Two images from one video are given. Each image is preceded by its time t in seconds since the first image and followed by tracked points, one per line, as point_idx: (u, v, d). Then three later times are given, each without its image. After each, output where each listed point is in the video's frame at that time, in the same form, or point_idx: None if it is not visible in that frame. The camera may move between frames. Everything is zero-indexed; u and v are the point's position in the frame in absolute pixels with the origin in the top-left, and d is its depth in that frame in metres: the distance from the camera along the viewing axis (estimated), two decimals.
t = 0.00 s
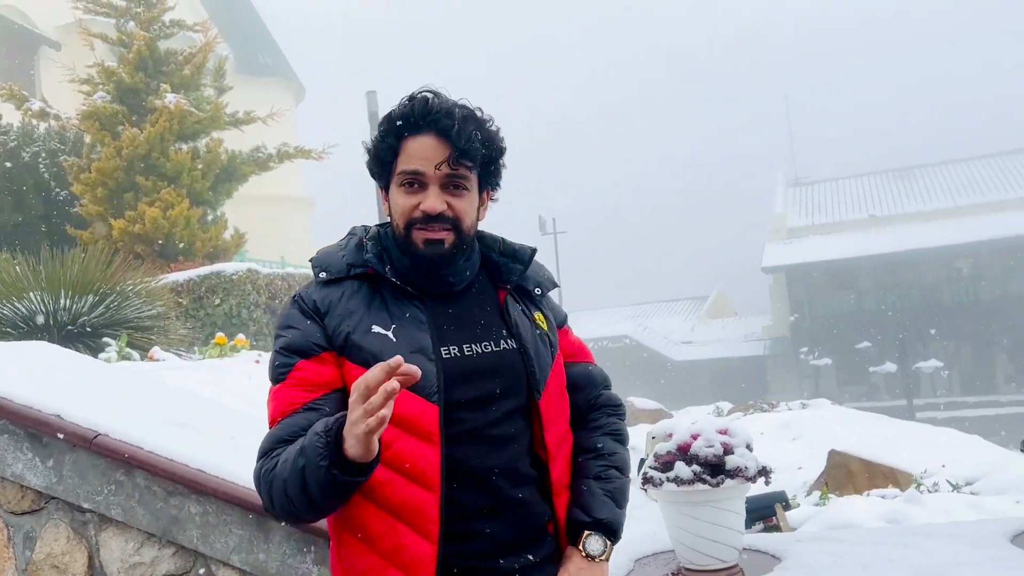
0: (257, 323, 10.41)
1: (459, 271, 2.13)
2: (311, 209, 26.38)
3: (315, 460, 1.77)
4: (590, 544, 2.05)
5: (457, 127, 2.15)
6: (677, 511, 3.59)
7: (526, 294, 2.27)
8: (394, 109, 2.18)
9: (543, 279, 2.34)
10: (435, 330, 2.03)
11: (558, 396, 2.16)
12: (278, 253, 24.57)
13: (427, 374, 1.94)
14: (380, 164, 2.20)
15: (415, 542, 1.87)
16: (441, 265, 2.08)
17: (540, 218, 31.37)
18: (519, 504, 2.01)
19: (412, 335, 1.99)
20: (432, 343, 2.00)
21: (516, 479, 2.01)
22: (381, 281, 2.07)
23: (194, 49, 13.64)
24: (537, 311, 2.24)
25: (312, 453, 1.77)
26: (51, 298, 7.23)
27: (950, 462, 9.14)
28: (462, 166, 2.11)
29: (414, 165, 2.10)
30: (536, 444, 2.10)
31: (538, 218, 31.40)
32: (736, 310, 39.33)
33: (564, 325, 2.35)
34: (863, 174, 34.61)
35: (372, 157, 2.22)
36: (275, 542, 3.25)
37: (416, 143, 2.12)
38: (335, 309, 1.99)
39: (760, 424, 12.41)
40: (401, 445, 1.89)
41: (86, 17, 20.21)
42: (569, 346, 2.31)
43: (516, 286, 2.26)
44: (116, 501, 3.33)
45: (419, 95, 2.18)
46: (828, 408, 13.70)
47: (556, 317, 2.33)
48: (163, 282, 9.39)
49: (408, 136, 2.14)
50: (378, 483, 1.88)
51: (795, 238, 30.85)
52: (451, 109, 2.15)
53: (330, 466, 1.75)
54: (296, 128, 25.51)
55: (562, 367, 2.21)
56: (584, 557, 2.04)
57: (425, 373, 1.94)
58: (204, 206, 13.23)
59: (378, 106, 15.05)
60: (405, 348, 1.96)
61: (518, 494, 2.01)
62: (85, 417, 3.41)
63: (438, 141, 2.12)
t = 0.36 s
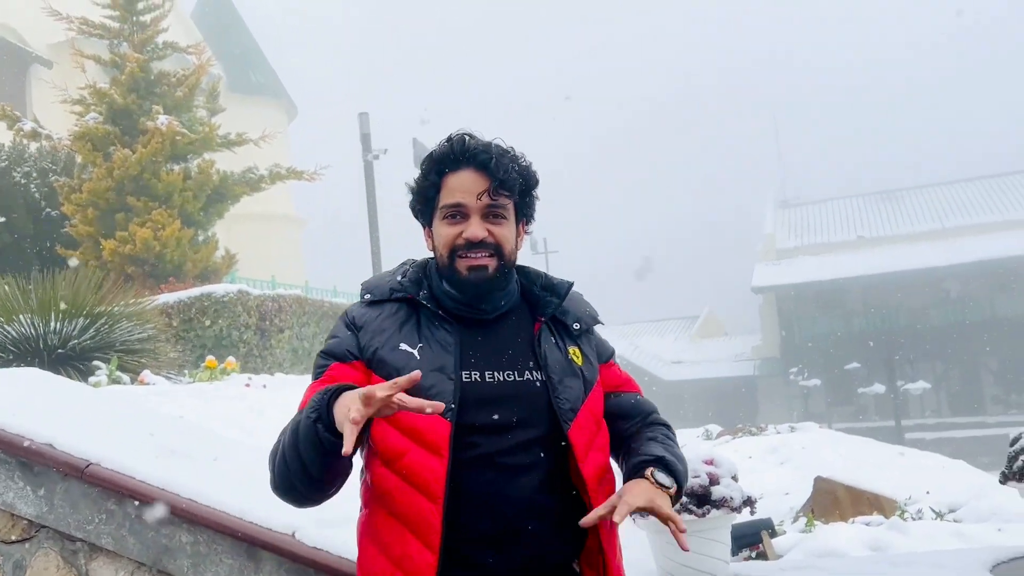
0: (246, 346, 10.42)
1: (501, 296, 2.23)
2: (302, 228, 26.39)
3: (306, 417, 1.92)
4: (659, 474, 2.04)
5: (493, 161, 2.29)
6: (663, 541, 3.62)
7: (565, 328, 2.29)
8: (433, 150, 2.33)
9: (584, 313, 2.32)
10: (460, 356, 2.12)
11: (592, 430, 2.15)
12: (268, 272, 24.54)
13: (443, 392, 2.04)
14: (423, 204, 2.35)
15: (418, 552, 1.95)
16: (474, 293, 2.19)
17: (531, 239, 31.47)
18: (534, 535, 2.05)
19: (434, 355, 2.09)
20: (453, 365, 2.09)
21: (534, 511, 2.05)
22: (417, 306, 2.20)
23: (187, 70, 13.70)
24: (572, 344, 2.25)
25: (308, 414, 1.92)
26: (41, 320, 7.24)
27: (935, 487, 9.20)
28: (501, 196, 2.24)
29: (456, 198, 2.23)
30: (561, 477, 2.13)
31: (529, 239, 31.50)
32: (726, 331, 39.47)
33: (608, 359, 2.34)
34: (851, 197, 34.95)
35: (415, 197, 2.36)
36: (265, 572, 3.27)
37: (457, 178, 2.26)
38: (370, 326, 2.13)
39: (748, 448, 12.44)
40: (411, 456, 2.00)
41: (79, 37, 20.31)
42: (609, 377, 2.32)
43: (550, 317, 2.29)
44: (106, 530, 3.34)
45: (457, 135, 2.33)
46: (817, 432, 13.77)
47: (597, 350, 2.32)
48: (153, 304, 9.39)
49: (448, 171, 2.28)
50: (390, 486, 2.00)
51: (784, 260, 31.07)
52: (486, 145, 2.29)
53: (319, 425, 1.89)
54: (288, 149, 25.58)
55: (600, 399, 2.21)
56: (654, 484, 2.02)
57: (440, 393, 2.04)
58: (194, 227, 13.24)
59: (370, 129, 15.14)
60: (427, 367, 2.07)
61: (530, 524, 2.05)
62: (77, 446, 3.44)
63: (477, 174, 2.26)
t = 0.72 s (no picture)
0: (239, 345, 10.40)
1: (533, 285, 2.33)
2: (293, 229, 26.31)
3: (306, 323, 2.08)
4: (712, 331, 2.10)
5: (516, 152, 2.40)
6: (662, 537, 3.65)
7: (589, 315, 2.30)
8: (462, 144, 2.48)
9: (612, 300, 2.32)
10: (473, 344, 2.19)
11: (616, 420, 2.15)
12: (259, 273, 24.45)
13: (449, 377, 2.10)
14: (452, 198, 2.49)
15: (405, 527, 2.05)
16: (491, 279, 2.27)
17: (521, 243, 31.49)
18: (541, 526, 2.08)
19: (449, 341, 2.17)
20: (463, 352, 2.16)
21: (540, 502, 2.08)
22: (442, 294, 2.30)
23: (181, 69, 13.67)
24: (596, 333, 2.26)
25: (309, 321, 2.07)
26: (35, 317, 7.21)
27: (924, 491, 9.28)
28: (524, 186, 2.34)
29: (482, 190, 2.35)
30: (580, 467, 2.15)
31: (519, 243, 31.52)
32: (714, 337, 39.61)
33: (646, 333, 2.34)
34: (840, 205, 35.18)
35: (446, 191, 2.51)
36: (267, 564, 3.28)
37: (483, 169, 2.37)
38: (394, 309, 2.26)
39: (739, 452, 12.50)
40: (414, 433, 2.09)
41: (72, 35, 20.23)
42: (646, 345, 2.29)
43: (575, 306, 2.33)
44: (107, 522, 3.35)
45: (486, 130, 2.46)
46: (806, 436, 13.86)
47: (629, 336, 2.29)
48: (146, 302, 9.36)
49: (475, 164, 2.42)
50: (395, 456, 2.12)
51: (773, 267, 31.25)
52: (510, 138, 2.40)
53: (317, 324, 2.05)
54: (280, 150, 25.52)
55: (626, 389, 2.20)
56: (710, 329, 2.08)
57: (445, 377, 2.10)
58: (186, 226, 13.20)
59: (364, 130, 15.16)
60: (438, 353, 2.15)
61: (535, 514, 2.07)
62: (78, 439, 3.44)
63: (501, 164, 2.37)
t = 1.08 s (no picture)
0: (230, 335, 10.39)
1: (496, 278, 2.33)
2: (285, 220, 26.23)
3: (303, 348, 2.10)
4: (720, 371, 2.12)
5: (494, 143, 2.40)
6: (649, 532, 3.68)
7: (587, 317, 2.31)
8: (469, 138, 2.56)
9: (612, 304, 2.32)
10: (468, 339, 2.20)
11: (602, 423, 2.16)
12: (250, 263, 24.39)
13: (443, 374, 2.13)
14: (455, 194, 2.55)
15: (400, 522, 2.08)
16: (475, 270, 2.30)
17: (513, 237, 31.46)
18: (532, 522, 2.09)
19: (444, 337, 2.19)
20: (458, 350, 2.17)
21: (531, 497, 2.09)
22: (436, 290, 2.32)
23: (174, 58, 13.59)
24: (592, 336, 2.26)
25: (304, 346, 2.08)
26: (24, 305, 7.19)
27: (910, 488, 9.35)
28: (485, 176, 2.34)
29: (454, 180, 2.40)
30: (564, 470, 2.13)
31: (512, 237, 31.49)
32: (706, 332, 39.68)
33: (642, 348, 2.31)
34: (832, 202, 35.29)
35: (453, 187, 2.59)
36: (255, 557, 3.29)
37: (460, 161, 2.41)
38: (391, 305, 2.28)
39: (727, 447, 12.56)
40: (411, 431, 2.12)
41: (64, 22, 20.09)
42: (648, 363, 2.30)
43: (574, 306, 2.34)
44: (95, 513, 3.35)
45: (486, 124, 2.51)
46: (795, 433, 13.95)
47: (628, 342, 2.29)
48: (136, 292, 9.35)
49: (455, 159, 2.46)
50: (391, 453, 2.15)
51: (765, 263, 31.34)
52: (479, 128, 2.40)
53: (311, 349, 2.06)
54: (273, 140, 25.42)
55: (618, 394, 2.21)
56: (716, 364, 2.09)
57: (439, 375, 2.12)
58: (178, 216, 13.15)
59: (357, 122, 15.12)
60: (433, 347, 2.17)
61: (524, 511, 2.08)
62: (67, 429, 3.43)
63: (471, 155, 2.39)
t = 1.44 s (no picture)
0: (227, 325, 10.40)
1: (500, 267, 2.34)
2: (283, 210, 26.18)
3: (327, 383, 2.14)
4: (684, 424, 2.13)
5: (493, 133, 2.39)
6: (643, 521, 3.70)
7: (589, 308, 2.30)
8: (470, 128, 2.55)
9: (615, 299, 2.31)
10: (472, 328, 2.21)
11: (590, 413, 2.16)
12: (248, 253, 24.36)
13: (451, 363, 2.14)
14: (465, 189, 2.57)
15: (421, 512, 2.10)
16: (477, 257, 2.32)
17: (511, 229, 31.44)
18: (532, 509, 2.11)
19: (451, 327, 2.20)
20: (467, 343, 2.18)
21: (529, 482, 2.11)
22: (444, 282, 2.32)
23: (172, 47, 13.55)
24: (591, 327, 2.25)
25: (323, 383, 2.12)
26: (22, 293, 7.19)
27: (903, 481, 9.39)
28: (487, 165, 2.34)
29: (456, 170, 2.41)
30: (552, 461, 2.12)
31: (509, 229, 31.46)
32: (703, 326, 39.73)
33: (636, 355, 2.29)
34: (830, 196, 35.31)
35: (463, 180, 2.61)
36: (252, 543, 3.30)
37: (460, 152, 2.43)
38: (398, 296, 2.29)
39: (723, 439, 12.60)
40: (423, 422, 2.13)
41: (62, 11, 20.02)
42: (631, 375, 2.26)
43: (577, 297, 2.32)
44: (93, 499, 3.36)
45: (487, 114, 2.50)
46: (790, 426, 13.99)
47: (623, 338, 2.28)
48: (134, 281, 9.36)
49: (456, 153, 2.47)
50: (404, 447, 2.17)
51: (762, 257, 31.35)
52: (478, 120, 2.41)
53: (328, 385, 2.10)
54: (270, 130, 25.35)
55: (608, 387, 2.21)
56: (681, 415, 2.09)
57: (447, 365, 2.14)
58: (176, 205, 13.12)
59: (355, 112, 15.06)
60: (439, 337, 2.18)
61: (518, 495, 2.11)
62: (65, 415, 3.45)
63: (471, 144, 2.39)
